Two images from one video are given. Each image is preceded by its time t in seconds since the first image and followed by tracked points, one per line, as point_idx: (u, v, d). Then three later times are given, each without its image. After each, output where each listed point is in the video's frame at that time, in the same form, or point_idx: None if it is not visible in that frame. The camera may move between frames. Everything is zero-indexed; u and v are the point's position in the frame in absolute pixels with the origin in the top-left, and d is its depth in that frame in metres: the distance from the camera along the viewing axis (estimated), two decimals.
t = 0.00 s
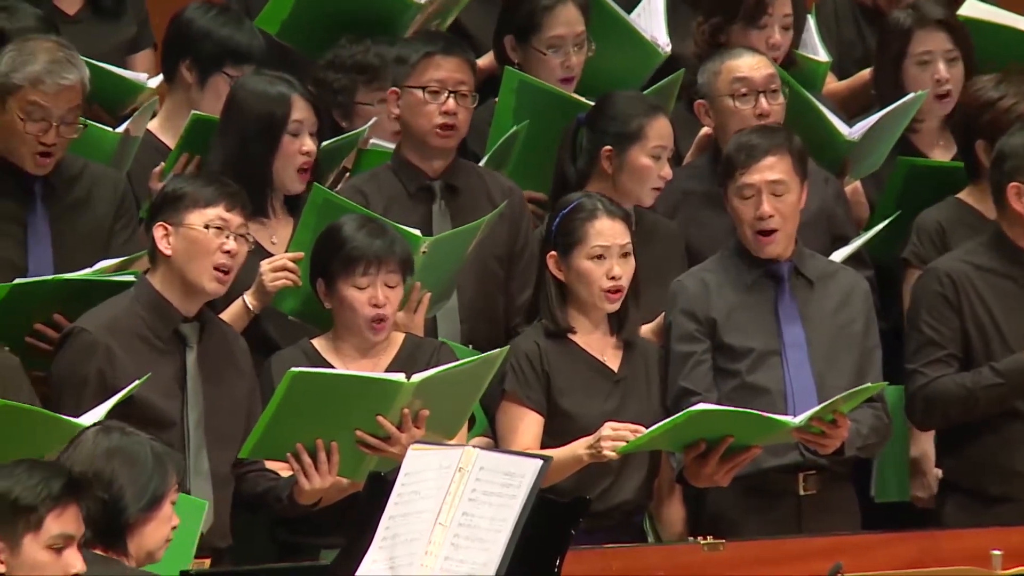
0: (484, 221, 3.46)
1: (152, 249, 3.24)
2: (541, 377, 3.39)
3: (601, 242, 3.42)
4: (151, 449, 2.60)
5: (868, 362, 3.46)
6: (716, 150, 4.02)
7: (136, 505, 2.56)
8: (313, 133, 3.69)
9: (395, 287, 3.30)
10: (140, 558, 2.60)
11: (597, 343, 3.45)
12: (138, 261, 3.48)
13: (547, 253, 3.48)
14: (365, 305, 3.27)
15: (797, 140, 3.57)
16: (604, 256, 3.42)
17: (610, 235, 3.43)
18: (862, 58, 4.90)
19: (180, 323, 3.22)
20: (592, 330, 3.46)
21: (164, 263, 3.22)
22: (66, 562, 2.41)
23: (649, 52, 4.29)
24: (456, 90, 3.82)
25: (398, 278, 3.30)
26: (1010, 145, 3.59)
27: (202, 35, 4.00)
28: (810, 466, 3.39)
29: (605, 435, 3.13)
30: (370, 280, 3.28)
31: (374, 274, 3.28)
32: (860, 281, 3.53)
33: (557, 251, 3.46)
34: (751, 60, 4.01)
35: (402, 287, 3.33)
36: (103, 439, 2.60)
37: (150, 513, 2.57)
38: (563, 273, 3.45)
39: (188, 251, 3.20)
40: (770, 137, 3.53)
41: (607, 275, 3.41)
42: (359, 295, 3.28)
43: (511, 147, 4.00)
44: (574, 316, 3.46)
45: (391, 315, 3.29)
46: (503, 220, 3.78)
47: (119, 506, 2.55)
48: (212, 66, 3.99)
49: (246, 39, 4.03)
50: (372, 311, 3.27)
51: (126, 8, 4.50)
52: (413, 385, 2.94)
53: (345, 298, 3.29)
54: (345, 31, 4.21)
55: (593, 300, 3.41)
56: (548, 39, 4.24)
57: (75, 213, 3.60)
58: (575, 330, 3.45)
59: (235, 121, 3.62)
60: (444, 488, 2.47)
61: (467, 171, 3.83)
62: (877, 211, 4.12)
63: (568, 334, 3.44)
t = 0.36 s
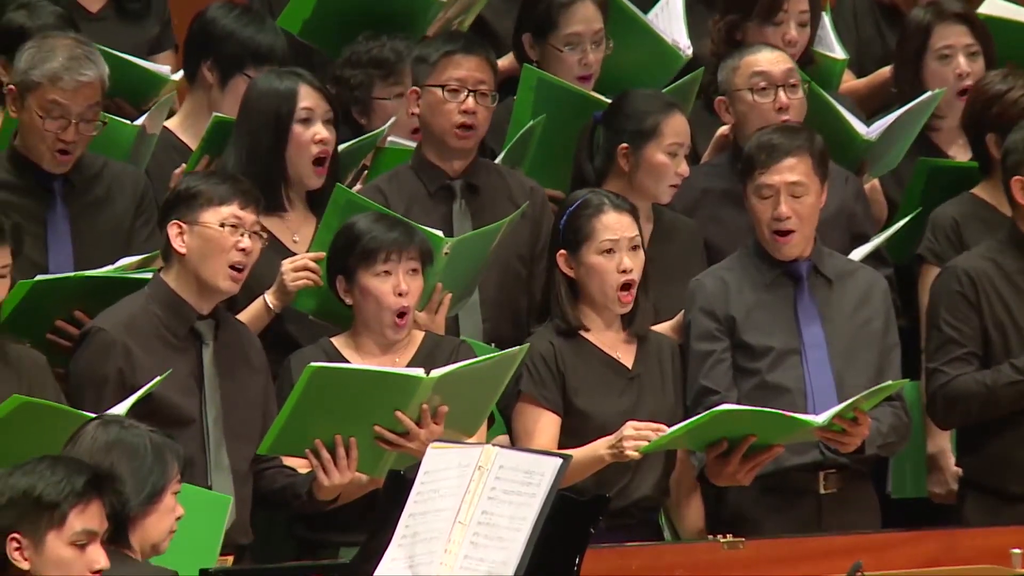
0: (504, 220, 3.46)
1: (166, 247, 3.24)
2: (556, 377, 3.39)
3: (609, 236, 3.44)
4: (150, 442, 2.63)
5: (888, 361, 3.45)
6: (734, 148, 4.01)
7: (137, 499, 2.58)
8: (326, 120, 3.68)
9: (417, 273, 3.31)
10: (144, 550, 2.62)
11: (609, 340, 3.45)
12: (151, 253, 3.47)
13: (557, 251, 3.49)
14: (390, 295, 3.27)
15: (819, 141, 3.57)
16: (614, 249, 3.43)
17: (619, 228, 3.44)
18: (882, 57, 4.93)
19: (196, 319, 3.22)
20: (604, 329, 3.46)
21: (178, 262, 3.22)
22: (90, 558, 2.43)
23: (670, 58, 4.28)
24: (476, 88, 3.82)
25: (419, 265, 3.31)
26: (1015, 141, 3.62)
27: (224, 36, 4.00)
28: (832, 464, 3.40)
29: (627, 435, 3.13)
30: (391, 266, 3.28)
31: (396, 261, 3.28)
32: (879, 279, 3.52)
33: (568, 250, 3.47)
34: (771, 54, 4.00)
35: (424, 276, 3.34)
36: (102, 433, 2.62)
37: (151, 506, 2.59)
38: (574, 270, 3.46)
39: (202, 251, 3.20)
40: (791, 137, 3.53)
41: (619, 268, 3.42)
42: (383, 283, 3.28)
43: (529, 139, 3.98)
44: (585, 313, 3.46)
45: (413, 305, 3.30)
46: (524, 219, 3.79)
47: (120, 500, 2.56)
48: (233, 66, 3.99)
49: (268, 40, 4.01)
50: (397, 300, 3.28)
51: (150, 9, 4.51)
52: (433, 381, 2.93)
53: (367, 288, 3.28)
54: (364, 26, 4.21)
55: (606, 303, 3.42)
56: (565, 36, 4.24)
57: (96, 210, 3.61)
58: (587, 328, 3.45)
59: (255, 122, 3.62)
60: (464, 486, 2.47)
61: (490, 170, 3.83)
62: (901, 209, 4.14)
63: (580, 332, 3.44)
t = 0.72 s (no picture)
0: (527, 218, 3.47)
1: (187, 245, 3.24)
2: (576, 378, 3.39)
3: (638, 245, 3.42)
4: (166, 438, 2.63)
5: (912, 360, 3.45)
6: (759, 148, 4.01)
7: (153, 494, 2.58)
8: (349, 119, 3.68)
9: (436, 281, 3.31)
10: (160, 546, 2.62)
11: (627, 340, 3.45)
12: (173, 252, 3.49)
13: (581, 252, 3.49)
14: (408, 302, 3.28)
15: (850, 141, 3.56)
16: (640, 259, 3.42)
17: (647, 237, 3.43)
18: (906, 55, 4.94)
19: (213, 318, 3.22)
20: (622, 329, 3.46)
21: (200, 263, 3.22)
22: (105, 559, 2.44)
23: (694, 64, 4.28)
24: (501, 86, 3.83)
25: (438, 273, 3.30)
26: None
27: (240, 32, 4.01)
28: (856, 463, 3.39)
29: (651, 434, 3.12)
30: (410, 275, 3.28)
31: (414, 269, 3.28)
32: (903, 278, 3.52)
33: (592, 252, 3.47)
34: (795, 56, 4.00)
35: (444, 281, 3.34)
36: (117, 429, 2.62)
37: (167, 502, 2.60)
38: (597, 273, 3.46)
39: (227, 255, 3.20)
40: (821, 137, 3.53)
41: (643, 277, 3.41)
42: (400, 291, 3.28)
43: (556, 139, 4.00)
44: (603, 312, 3.46)
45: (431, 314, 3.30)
46: (545, 219, 3.79)
47: (137, 496, 2.58)
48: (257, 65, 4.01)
49: (281, 36, 4.03)
50: (415, 308, 3.28)
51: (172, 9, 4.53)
52: (457, 382, 2.94)
53: (386, 292, 3.29)
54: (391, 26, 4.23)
55: (628, 299, 3.41)
56: (586, 33, 4.24)
57: (118, 209, 3.62)
58: (605, 328, 3.45)
59: (277, 119, 3.64)
60: (488, 484, 2.46)
61: (514, 167, 3.83)
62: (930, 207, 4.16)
63: (600, 333, 3.44)
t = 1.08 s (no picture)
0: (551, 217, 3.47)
1: (215, 246, 3.23)
2: (597, 380, 3.40)
3: (667, 253, 3.42)
4: (197, 438, 2.64)
5: (935, 360, 3.45)
6: (782, 148, 4.01)
7: (183, 494, 2.59)
8: (371, 118, 3.68)
9: (461, 284, 3.32)
10: (188, 546, 2.61)
11: (650, 343, 3.45)
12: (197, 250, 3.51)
13: (608, 255, 3.48)
14: (430, 303, 3.29)
15: (873, 140, 3.57)
16: (668, 265, 3.42)
17: (675, 245, 3.43)
18: (929, 55, 4.94)
19: (235, 319, 3.23)
20: (643, 333, 3.46)
21: (230, 268, 3.22)
22: (118, 559, 2.43)
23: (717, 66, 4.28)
24: (523, 89, 3.83)
25: (464, 276, 3.32)
26: None
27: (259, 33, 4.02)
28: (879, 463, 3.39)
29: (674, 438, 3.13)
30: (435, 276, 3.30)
31: (440, 271, 3.30)
32: (926, 278, 3.52)
33: (618, 255, 3.47)
34: (819, 56, 4.00)
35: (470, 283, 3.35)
36: (149, 427, 2.62)
37: (196, 503, 2.60)
38: (621, 275, 3.46)
39: (259, 263, 3.21)
40: (846, 136, 3.53)
41: (669, 284, 3.41)
42: (424, 291, 3.29)
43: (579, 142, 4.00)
44: (625, 313, 3.47)
45: (457, 313, 3.31)
46: (566, 220, 3.80)
47: (165, 495, 2.58)
48: (282, 65, 4.03)
49: (297, 35, 4.03)
50: (436, 308, 3.29)
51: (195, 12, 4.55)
52: (482, 382, 2.94)
53: (411, 293, 3.31)
54: (417, 27, 4.23)
55: (650, 304, 3.42)
56: (608, 31, 4.24)
57: (141, 209, 3.62)
58: (627, 331, 3.46)
59: (300, 120, 3.65)
60: (511, 485, 2.46)
61: (535, 168, 3.85)
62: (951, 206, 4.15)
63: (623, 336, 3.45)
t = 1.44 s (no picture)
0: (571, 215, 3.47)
1: (238, 246, 3.23)
2: (621, 379, 3.40)
3: (690, 253, 3.41)
4: (229, 436, 2.59)
5: (957, 359, 3.45)
6: (803, 146, 4.00)
7: (215, 494, 2.55)
8: (393, 116, 3.69)
9: (486, 286, 3.33)
10: (221, 547, 2.57)
11: (675, 342, 3.46)
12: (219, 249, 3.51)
13: (632, 254, 3.49)
14: (453, 304, 3.30)
15: (894, 135, 3.56)
16: (692, 266, 3.41)
17: (699, 245, 3.42)
18: (952, 54, 4.94)
19: (258, 318, 3.24)
20: (669, 332, 3.46)
21: (252, 270, 3.22)
22: (131, 561, 2.44)
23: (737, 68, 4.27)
24: (548, 89, 3.83)
25: (488, 277, 3.32)
26: None
27: (280, 30, 4.02)
28: (900, 462, 3.39)
29: (698, 436, 3.12)
30: (460, 278, 3.30)
31: (465, 272, 3.30)
32: (947, 277, 3.51)
33: (642, 255, 3.47)
34: (839, 54, 4.00)
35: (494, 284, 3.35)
36: (180, 427, 2.58)
37: (229, 502, 2.56)
38: (645, 275, 3.46)
39: (283, 263, 3.22)
40: (868, 132, 3.52)
41: (693, 283, 3.41)
42: (449, 292, 3.30)
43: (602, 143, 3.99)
44: (650, 313, 3.47)
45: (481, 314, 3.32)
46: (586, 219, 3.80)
47: (198, 495, 2.54)
48: (305, 65, 4.04)
49: (317, 32, 4.03)
50: (460, 309, 3.30)
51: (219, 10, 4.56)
52: (505, 382, 2.94)
53: (435, 295, 3.31)
54: (439, 28, 4.24)
55: (674, 304, 3.42)
56: (627, 22, 4.25)
57: (162, 207, 3.63)
58: (651, 330, 3.46)
59: (321, 118, 3.65)
60: (533, 483, 2.46)
61: (554, 166, 3.84)
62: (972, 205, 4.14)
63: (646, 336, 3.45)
